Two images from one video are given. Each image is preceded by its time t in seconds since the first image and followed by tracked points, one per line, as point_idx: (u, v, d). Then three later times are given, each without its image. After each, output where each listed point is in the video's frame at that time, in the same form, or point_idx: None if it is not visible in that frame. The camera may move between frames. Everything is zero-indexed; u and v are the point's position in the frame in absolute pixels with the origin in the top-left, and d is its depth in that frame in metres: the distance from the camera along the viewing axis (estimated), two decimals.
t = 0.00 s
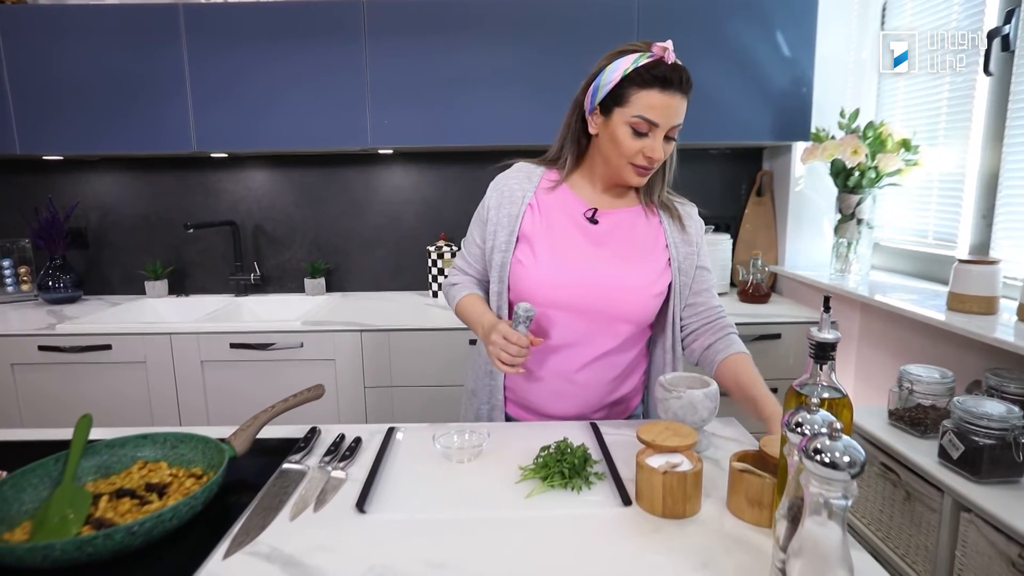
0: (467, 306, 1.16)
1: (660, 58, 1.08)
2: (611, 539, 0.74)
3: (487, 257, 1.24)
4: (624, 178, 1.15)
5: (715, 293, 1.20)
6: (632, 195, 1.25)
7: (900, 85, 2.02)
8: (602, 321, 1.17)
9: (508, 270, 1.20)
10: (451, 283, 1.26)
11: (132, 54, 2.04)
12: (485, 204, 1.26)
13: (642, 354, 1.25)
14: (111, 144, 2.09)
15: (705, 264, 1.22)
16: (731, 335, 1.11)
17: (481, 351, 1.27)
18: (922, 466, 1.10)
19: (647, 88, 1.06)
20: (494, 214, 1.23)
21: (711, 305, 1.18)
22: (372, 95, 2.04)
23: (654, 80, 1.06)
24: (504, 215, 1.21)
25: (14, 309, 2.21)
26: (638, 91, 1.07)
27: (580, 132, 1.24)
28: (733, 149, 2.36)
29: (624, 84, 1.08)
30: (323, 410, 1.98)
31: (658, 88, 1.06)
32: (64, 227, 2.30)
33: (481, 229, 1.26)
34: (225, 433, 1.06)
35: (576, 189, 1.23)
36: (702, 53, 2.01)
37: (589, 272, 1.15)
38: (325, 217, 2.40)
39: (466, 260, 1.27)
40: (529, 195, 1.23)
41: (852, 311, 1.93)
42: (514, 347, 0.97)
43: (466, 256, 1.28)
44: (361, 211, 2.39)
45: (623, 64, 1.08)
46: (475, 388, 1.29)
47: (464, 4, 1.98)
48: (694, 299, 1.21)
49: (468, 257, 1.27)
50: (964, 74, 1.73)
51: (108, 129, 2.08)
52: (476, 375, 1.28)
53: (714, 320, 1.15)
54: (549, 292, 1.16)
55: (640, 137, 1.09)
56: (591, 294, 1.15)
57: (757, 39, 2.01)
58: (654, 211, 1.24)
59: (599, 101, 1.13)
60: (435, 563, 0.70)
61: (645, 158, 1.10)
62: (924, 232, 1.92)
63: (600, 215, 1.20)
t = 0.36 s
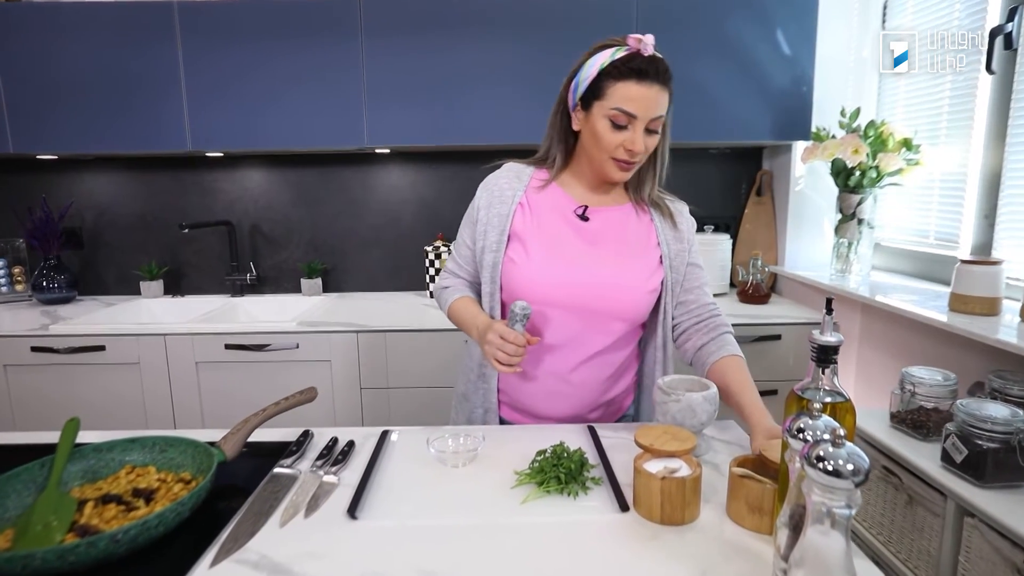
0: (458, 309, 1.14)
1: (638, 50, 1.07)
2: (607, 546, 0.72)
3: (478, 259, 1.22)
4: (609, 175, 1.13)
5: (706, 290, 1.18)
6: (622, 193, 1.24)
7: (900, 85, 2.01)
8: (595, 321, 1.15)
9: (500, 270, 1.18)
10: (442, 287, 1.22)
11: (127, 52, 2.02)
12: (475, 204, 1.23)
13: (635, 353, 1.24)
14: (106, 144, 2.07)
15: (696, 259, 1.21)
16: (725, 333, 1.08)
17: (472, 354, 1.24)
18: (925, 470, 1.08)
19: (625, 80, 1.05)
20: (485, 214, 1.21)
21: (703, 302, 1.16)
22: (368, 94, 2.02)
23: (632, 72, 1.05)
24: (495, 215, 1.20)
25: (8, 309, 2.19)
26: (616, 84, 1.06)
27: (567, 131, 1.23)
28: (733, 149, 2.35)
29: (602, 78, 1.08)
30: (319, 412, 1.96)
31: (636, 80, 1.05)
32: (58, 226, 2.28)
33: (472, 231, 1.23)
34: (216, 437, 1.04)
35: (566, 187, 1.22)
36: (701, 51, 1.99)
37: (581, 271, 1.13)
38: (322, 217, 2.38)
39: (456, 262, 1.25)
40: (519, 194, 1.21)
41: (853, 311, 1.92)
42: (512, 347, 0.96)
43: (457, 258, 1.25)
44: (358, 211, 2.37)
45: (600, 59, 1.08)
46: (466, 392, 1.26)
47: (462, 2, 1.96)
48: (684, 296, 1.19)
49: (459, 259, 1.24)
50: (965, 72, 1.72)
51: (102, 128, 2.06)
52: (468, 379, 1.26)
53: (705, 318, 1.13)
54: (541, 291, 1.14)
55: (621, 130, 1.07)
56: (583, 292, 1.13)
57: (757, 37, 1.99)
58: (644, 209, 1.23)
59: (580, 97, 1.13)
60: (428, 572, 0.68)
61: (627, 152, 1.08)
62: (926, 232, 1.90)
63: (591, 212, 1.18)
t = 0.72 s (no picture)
0: (426, 315, 1.13)
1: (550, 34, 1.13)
2: (607, 552, 0.70)
3: (443, 263, 1.20)
4: (543, 159, 1.14)
5: (680, 276, 1.17)
6: (578, 184, 1.22)
7: (901, 84, 2.00)
8: (559, 316, 1.13)
9: (462, 270, 1.17)
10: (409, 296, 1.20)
11: (123, 50, 2.00)
12: (436, 210, 1.22)
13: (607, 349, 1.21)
14: (101, 142, 2.06)
15: (663, 246, 1.20)
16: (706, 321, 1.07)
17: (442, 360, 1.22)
18: (929, 473, 1.07)
19: (537, 60, 1.10)
20: (445, 219, 1.19)
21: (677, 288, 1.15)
22: (366, 92, 2.01)
23: (543, 53, 1.10)
24: (456, 218, 1.18)
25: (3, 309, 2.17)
26: (530, 66, 1.11)
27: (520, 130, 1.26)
28: (733, 148, 2.33)
29: (523, 65, 1.14)
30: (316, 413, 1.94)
31: (547, 58, 1.10)
32: (53, 225, 2.27)
33: (435, 236, 1.22)
34: (210, 439, 1.02)
35: (521, 184, 1.21)
36: (701, 50, 1.98)
37: (540, 264, 1.12)
38: (319, 216, 2.36)
39: (422, 269, 1.23)
40: (477, 196, 1.20)
41: (854, 312, 1.90)
42: (477, 342, 0.96)
43: (422, 266, 1.23)
44: (355, 210, 2.35)
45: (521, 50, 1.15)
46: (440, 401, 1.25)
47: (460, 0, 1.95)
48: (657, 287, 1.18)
49: (424, 266, 1.22)
50: (968, 70, 1.71)
51: (97, 126, 2.04)
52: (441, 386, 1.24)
53: (682, 308, 1.11)
54: (501, 287, 1.13)
55: (540, 108, 1.10)
56: (543, 286, 1.11)
57: (757, 36, 1.98)
58: (601, 199, 1.21)
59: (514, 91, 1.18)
60: None
61: (551, 128, 1.09)
62: (928, 232, 1.89)
63: (549, 207, 1.18)
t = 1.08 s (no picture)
0: (384, 329, 1.12)
1: (498, 35, 1.12)
2: (611, 558, 0.69)
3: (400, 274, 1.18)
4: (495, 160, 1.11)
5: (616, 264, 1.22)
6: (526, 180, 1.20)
7: (904, 84, 1.99)
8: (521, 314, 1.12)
9: (420, 277, 1.16)
10: (368, 309, 1.19)
11: (121, 49, 1.99)
12: (388, 222, 1.20)
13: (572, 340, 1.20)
14: (99, 142, 2.04)
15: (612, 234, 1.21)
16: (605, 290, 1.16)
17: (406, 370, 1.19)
18: (937, 477, 1.05)
19: (487, 61, 1.09)
20: (397, 230, 1.17)
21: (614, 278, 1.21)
22: (366, 92, 1.99)
23: (493, 53, 1.09)
24: (407, 228, 1.17)
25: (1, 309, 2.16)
26: (479, 66, 1.10)
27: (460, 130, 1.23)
28: (735, 148, 2.32)
29: (470, 65, 1.12)
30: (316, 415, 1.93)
31: (497, 59, 1.09)
32: (51, 226, 2.25)
33: (389, 247, 1.20)
34: (208, 442, 1.01)
35: (469, 185, 1.19)
36: (704, 49, 1.97)
37: (498, 264, 1.11)
38: (319, 216, 2.35)
39: (379, 283, 1.22)
40: (426, 202, 1.18)
41: (858, 312, 1.89)
42: (423, 352, 0.93)
43: (378, 279, 1.22)
44: (355, 210, 2.34)
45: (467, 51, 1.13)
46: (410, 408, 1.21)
47: None
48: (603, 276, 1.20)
49: (381, 279, 1.21)
50: (973, 69, 1.69)
51: (95, 126, 2.03)
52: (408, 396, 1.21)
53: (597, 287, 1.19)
54: (459, 291, 1.12)
55: (493, 108, 1.08)
56: (501, 286, 1.11)
57: (760, 36, 1.96)
58: (551, 194, 1.19)
59: (459, 92, 1.16)
60: None
61: (503, 128, 1.08)
62: (931, 233, 1.88)
63: (502, 206, 1.16)
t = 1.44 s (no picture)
0: (366, 335, 1.08)
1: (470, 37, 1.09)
2: (617, 561, 0.68)
3: (377, 278, 1.16)
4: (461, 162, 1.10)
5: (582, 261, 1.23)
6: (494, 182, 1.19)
7: (907, 84, 1.99)
8: (496, 313, 1.11)
9: (394, 280, 1.14)
10: (344, 316, 1.16)
11: (121, 48, 1.98)
12: (360, 226, 1.18)
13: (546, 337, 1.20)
14: (99, 141, 2.03)
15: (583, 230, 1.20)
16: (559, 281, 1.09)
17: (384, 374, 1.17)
18: (944, 479, 1.05)
19: (457, 63, 1.07)
20: (373, 233, 1.16)
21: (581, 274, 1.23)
22: (367, 91, 1.98)
23: (463, 56, 1.07)
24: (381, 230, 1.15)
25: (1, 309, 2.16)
26: (449, 67, 1.08)
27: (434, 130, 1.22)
28: (738, 147, 2.31)
29: (441, 67, 1.10)
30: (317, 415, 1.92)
31: (467, 61, 1.07)
32: (51, 225, 2.25)
33: (364, 251, 1.17)
34: (209, 443, 1.00)
35: (441, 187, 1.18)
36: (707, 48, 1.96)
37: (472, 263, 1.10)
38: (320, 216, 2.34)
39: (354, 288, 1.18)
40: (398, 205, 1.17)
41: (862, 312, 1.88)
42: (423, 350, 0.93)
43: (350, 283, 1.18)
44: (357, 210, 2.33)
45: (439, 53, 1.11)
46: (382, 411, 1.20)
47: None
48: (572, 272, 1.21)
49: (357, 284, 1.18)
50: (978, 68, 1.68)
51: (95, 125, 2.02)
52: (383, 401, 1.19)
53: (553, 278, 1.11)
54: (433, 293, 1.10)
55: (460, 110, 1.07)
56: (476, 286, 1.10)
57: (764, 35, 1.96)
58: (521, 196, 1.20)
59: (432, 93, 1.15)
60: None
61: (470, 131, 1.07)
62: (935, 232, 1.87)
63: (474, 207, 1.15)
